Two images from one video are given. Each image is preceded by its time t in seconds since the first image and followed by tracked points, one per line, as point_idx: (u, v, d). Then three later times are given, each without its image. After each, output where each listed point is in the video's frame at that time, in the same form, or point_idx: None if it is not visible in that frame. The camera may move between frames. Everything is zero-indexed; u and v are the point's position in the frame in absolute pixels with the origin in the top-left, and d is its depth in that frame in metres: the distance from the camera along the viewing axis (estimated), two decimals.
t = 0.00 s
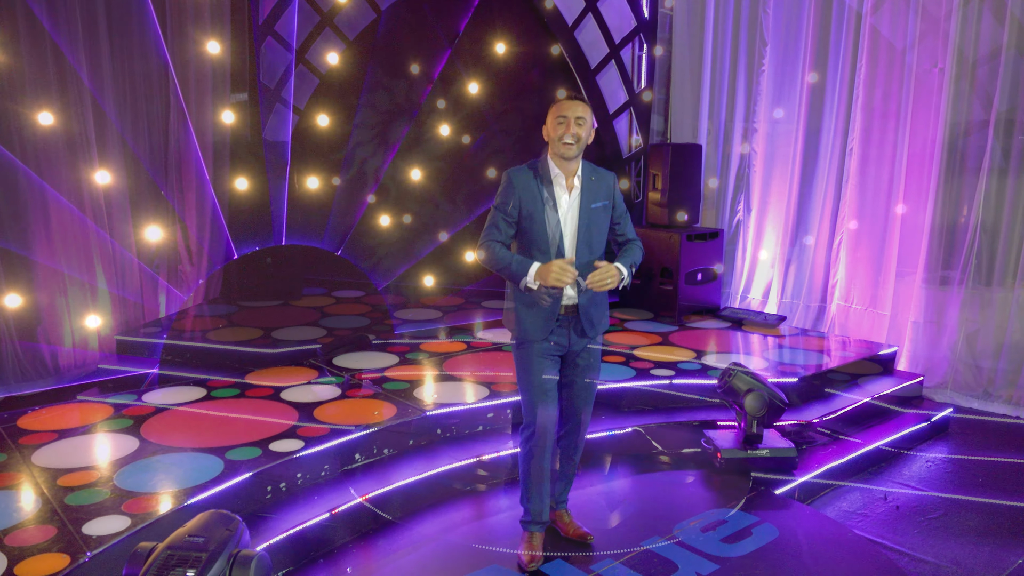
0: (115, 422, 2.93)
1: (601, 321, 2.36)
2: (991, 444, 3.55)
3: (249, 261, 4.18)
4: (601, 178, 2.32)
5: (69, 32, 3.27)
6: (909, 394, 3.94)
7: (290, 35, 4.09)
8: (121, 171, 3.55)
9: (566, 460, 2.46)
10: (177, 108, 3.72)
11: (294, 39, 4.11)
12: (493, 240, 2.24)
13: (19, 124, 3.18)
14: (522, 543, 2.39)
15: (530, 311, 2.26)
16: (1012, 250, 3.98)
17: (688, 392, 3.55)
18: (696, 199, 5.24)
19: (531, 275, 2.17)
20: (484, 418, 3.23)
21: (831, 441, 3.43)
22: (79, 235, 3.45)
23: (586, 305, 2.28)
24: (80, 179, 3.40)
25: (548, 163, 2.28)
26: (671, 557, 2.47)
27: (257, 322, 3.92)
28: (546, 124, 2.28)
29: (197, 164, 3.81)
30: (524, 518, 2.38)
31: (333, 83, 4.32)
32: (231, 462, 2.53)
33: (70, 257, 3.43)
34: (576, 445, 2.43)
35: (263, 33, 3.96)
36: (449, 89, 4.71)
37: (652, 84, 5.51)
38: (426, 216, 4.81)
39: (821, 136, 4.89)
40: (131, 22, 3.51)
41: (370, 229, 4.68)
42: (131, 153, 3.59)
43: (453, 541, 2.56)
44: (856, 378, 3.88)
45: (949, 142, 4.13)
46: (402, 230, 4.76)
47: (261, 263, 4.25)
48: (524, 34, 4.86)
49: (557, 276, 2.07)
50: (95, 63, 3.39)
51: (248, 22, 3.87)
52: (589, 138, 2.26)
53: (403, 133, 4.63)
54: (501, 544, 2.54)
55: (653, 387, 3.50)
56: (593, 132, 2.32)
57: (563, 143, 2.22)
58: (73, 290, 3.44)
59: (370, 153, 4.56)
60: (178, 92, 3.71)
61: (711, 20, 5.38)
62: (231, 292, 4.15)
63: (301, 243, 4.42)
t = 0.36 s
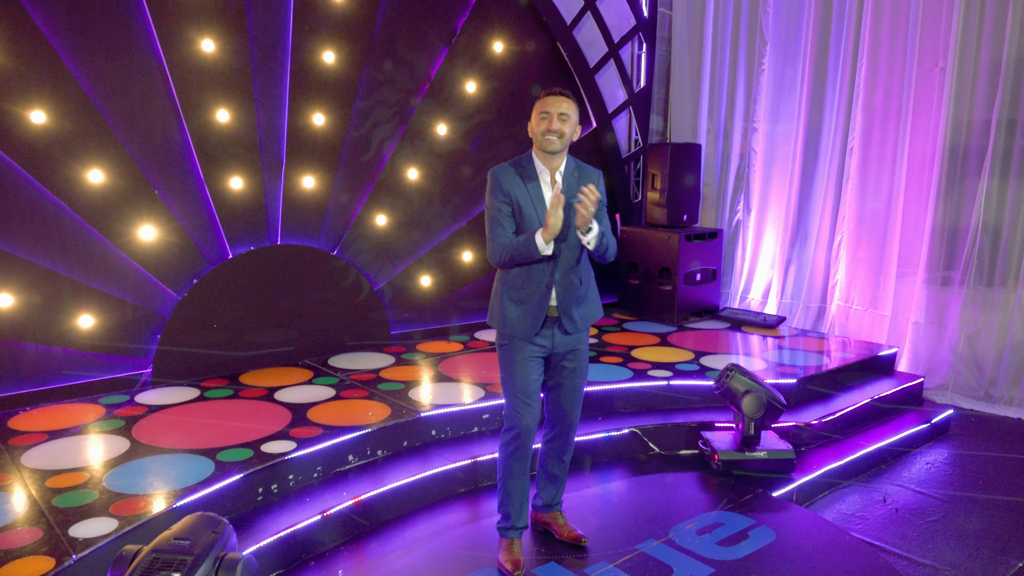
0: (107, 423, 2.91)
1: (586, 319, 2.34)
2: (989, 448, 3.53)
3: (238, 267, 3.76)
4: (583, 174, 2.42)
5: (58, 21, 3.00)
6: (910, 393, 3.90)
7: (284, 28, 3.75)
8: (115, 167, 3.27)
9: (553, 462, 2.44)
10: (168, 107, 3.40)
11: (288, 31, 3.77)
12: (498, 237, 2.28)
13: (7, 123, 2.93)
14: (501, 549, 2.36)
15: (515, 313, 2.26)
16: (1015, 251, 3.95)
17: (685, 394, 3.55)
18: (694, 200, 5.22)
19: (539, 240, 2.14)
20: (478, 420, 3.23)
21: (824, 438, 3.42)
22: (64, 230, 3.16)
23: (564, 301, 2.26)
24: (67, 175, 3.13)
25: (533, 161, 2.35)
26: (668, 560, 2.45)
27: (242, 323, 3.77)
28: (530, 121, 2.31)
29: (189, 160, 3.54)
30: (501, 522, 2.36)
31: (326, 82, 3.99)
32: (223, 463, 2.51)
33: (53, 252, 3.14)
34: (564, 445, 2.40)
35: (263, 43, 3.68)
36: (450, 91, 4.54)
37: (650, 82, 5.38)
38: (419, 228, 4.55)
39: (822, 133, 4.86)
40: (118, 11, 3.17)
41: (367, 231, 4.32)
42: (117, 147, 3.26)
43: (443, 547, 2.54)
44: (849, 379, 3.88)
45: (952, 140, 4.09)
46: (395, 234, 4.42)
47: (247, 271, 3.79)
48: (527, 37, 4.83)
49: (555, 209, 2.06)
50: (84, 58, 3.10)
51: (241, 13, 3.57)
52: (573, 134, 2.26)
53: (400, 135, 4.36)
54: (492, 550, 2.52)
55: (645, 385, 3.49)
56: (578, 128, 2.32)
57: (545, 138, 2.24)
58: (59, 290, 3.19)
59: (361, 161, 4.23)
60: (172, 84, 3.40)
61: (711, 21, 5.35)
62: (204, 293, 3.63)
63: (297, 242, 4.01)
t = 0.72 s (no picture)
0: (115, 421, 2.90)
1: (579, 323, 2.32)
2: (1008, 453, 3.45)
3: (253, 260, 3.76)
4: (573, 175, 2.42)
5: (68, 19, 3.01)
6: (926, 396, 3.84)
7: (294, 28, 3.74)
8: (123, 165, 3.27)
9: (573, 468, 2.42)
10: (178, 103, 3.40)
11: (297, 30, 3.76)
12: (471, 230, 2.24)
13: (16, 123, 2.94)
14: (507, 554, 2.33)
15: (499, 322, 2.24)
16: None
17: (695, 396, 3.50)
18: (707, 199, 5.18)
19: (516, 240, 2.12)
20: (486, 420, 3.20)
21: (837, 442, 3.36)
22: (73, 228, 3.16)
23: (559, 307, 2.25)
24: (75, 173, 3.13)
25: (521, 161, 2.34)
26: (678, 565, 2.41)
27: (251, 323, 3.76)
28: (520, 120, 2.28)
29: (198, 159, 3.53)
30: (507, 529, 2.34)
31: (335, 81, 3.98)
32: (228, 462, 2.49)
33: (62, 249, 3.14)
34: (587, 447, 2.36)
35: (272, 40, 3.68)
36: (461, 89, 4.52)
37: (663, 80, 5.35)
38: (431, 222, 4.54)
39: (837, 132, 4.79)
40: (128, 12, 3.17)
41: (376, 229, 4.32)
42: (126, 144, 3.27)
43: (449, 548, 2.51)
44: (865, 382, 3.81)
45: (970, 139, 4.01)
46: (406, 232, 4.43)
47: (255, 267, 3.77)
48: (538, 38, 4.82)
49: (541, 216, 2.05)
50: (94, 56, 3.10)
51: (250, 10, 3.57)
52: (564, 138, 2.25)
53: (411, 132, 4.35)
54: (499, 554, 2.48)
55: (656, 387, 3.45)
56: (568, 131, 2.30)
57: (533, 143, 2.22)
58: (68, 287, 3.19)
59: (372, 156, 4.22)
60: (181, 83, 3.39)
61: (725, 19, 5.30)
62: (210, 299, 3.62)
63: (307, 241, 4.02)
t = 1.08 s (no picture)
0: (133, 419, 2.91)
1: (581, 321, 2.28)
2: None
3: (270, 260, 3.78)
4: (581, 168, 2.37)
5: (89, 20, 3.03)
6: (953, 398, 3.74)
7: (312, 28, 3.75)
8: (142, 164, 3.30)
9: (572, 477, 2.34)
10: (196, 103, 3.42)
11: (315, 31, 3.77)
12: (488, 231, 2.22)
13: (35, 122, 2.96)
14: (520, 556, 2.31)
15: (503, 324, 2.21)
16: None
17: (714, 398, 3.44)
18: (728, 198, 5.11)
19: (550, 244, 2.10)
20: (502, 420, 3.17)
21: (858, 445, 3.28)
22: (92, 227, 3.19)
23: (557, 304, 2.21)
24: (94, 172, 3.15)
25: (530, 152, 2.28)
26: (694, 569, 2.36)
27: (267, 322, 3.77)
28: (529, 109, 2.24)
29: (216, 159, 3.55)
30: (518, 529, 2.32)
31: (353, 80, 3.98)
32: (243, 460, 2.49)
33: (81, 247, 3.17)
34: (583, 450, 2.31)
35: (290, 40, 3.69)
36: (479, 87, 4.49)
37: (684, 78, 5.30)
38: (449, 221, 4.53)
39: (860, 131, 4.70)
40: (148, 13, 3.19)
41: (394, 228, 4.31)
42: (145, 144, 3.29)
43: (462, 550, 2.48)
44: (890, 385, 3.72)
45: (999, 139, 3.91)
46: (424, 231, 4.42)
47: (268, 267, 3.77)
48: (557, 36, 4.78)
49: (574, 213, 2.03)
50: (114, 57, 3.12)
51: (269, 10, 3.57)
52: (572, 126, 2.21)
53: (428, 130, 4.33)
54: (512, 556, 2.45)
55: (674, 388, 3.39)
56: (576, 120, 2.27)
57: (542, 130, 2.18)
58: (86, 285, 3.21)
59: (390, 155, 4.21)
60: (200, 83, 3.41)
61: (747, 17, 5.22)
62: (226, 300, 3.64)
63: (325, 240, 4.02)
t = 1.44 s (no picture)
0: (146, 418, 2.92)
1: (601, 327, 2.28)
2: None
3: (286, 261, 3.79)
4: (597, 177, 2.35)
5: (104, 20, 3.05)
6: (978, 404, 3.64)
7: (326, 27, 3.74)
8: (157, 163, 3.31)
9: (607, 477, 2.31)
10: (211, 103, 3.43)
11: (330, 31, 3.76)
12: (500, 233, 2.15)
13: (50, 122, 2.98)
14: (530, 561, 2.28)
15: (521, 328, 2.17)
16: None
17: (731, 401, 3.38)
18: (747, 198, 5.04)
19: (558, 238, 2.03)
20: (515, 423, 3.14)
21: (880, 451, 3.20)
22: (108, 227, 3.21)
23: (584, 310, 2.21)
24: (110, 171, 3.17)
25: (546, 160, 2.26)
26: None
27: (281, 322, 3.78)
28: (545, 117, 2.22)
29: (231, 159, 3.56)
30: (529, 537, 2.28)
31: (367, 80, 3.97)
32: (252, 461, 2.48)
33: (97, 246, 3.19)
34: (624, 452, 2.26)
35: (304, 39, 3.68)
36: (494, 86, 4.46)
37: (703, 77, 5.23)
38: (464, 220, 4.51)
39: (883, 131, 4.61)
40: (163, 12, 3.21)
41: (409, 228, 4.30)
42: (160, 144, 3.30)
43: (471, 553, 2.46)
44: (912, 390, 3.63)
45: None
46: (439, 231, 4.40)
47: (284, 267, 3.78)
48: (573, 34, 4.74)
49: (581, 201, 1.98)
50: (129, 56, 3.14)
51: (283, 8, 3.57)
52: (588, 136, 2.18)
53: (443, 130, 4.31)
54: (521, 560, 2.42)
55: (691, 391, 3.34)
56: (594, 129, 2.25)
57: (559, 140, 2.16)
58: (102, 284, 3.23)
59: (405, 155, 4.20)
60: (215, 83, 3.42)
61: (767, 15, 5.14)
62: (240, 300, 3.64)
63: (339, 240, 4.02)
